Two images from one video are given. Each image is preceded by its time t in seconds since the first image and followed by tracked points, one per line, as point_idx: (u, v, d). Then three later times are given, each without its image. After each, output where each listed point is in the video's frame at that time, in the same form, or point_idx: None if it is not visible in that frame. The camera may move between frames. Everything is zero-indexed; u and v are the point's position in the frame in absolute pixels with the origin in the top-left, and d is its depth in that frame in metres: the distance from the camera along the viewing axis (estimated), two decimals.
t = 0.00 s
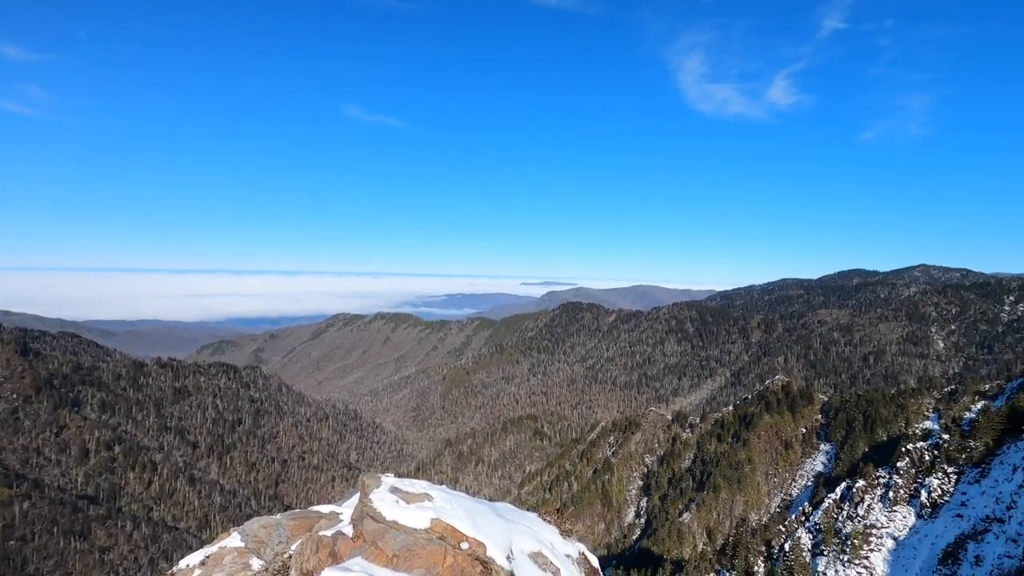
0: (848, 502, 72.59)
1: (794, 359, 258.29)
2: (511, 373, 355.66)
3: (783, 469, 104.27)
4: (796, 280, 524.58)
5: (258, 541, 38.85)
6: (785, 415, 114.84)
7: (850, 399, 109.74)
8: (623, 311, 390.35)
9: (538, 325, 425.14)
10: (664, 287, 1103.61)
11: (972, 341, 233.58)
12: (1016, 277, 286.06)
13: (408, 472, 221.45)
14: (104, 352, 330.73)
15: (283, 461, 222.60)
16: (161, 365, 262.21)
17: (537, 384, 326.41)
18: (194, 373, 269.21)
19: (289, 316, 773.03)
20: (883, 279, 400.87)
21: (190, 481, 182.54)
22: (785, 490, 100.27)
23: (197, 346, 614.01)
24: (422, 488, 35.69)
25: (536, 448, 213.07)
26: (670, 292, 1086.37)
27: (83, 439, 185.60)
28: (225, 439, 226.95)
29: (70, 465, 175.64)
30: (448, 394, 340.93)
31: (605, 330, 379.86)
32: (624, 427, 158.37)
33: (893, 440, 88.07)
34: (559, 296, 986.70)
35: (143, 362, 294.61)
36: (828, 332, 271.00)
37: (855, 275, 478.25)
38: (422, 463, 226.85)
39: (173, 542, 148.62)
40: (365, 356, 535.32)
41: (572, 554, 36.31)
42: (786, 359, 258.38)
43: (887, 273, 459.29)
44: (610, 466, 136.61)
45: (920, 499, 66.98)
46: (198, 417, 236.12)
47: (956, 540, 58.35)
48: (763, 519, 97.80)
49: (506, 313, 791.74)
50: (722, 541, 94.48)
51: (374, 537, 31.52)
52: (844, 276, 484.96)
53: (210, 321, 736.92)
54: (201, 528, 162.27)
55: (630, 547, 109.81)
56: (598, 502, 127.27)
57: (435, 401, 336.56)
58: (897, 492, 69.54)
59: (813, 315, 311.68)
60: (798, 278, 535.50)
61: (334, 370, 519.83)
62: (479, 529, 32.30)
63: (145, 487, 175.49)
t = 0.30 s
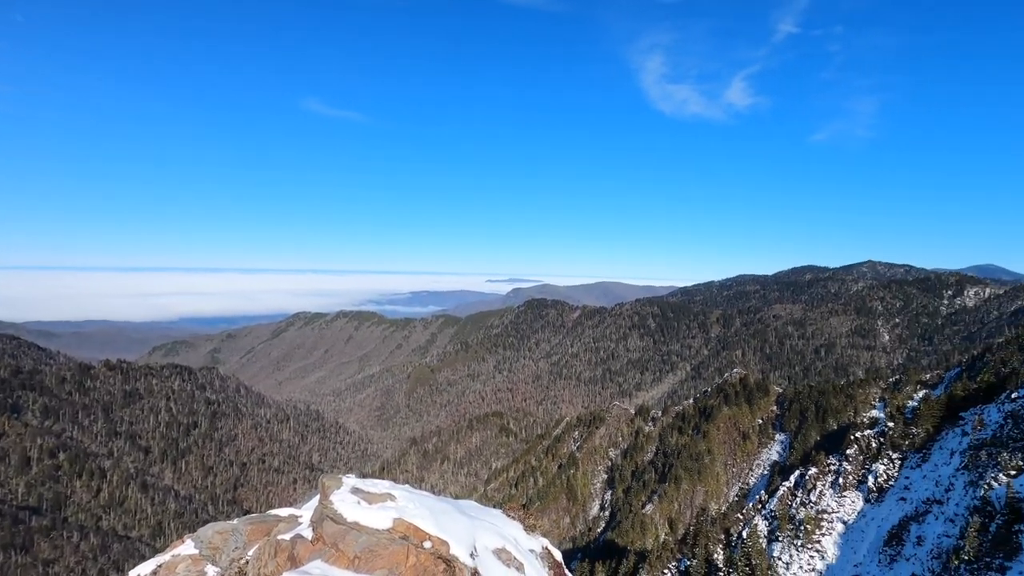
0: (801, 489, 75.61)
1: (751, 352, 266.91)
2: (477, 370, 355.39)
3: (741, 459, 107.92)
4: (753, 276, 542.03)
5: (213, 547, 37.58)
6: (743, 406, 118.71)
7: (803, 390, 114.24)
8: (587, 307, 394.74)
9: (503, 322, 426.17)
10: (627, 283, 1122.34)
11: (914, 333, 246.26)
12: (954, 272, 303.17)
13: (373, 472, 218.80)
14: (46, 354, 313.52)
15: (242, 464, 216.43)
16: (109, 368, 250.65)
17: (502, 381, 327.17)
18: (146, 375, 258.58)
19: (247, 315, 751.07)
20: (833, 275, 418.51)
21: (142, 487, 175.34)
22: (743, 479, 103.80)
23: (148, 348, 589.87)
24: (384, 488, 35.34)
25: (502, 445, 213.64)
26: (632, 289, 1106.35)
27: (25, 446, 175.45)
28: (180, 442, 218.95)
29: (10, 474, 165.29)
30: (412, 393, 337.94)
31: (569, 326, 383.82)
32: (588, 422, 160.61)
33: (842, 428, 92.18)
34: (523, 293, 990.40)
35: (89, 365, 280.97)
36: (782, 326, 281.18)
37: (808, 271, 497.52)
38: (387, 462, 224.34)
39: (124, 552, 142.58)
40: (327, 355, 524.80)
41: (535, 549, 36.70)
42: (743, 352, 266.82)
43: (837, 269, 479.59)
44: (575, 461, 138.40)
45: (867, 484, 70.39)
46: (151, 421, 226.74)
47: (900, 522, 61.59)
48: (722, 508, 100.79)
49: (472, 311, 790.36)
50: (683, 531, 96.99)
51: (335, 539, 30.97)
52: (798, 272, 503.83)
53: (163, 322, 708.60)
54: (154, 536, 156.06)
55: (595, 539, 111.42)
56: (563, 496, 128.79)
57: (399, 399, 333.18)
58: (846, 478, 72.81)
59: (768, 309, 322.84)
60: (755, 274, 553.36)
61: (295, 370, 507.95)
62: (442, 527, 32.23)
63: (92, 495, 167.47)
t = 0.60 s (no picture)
0: (759, 479, 78.26)
1: (711, 347, 274.00)
2: (443, 367, 353.42)
3: (702, 451, 110.78)
4: (714, 272, 556.10)
5: (165, 555, 36.08)
6: (704, 399, 122.03)
7: (761, 382, 118.13)
8: (552, 304, 397.49)
9: (470, 319, 425.07)
10: (592, 280, 1135.08)
11: (864, 326, 257.63)
12: (899, 267, 318.38)
13: (337, 473, 215.12)
14: None
15: (200, 469, 209.37)
16: (55, 371, 238.19)
17: (469, 378, 326.47)
18: (95, 379, 246.85)
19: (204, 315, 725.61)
20: (788, 271, 433.54)
21: (91, 496, 167.53)
22: (704, 470, 106.54)
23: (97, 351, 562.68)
24: (346, 488, 34.82)
25: (469, 442, 213.28)
26: (597, 286, 1120.13)
27: None
28: (132, 448, 209.87)
29: None
30: (377, 392, 333.46)
31: (536, 323, 385.78)
32: (555, 418, 162.06)
33: (797, 418, 95.76)
34: (490, 290, 989.50)
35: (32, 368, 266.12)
36: (741, 321, 289.66)
37: (765, 267, 513.78)
38: (352, 463, 220.91)
39: (73, 564, 135.95)
40: (289, 354, 512.38)
41: (500, 545, 36.83)
42: (704, 347, 273.71)
43: (792, 265, 497.16)
44: (542, 456, 139.39)
45: (820, 472, 73.33)
46: (100, 426, 216.52)
47: (851, 508, 64.39)
48: (684, 498, 103.19)
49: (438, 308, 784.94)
50: (647, 522, 98.96)
51: (294, 541, 30.27)
52: (756, 268, 519.67)
53: (113, 323, 677.37)
54: (105, 546, 149.25)
55: (561, 533, 112.50)
56: (530, 492, 129.59)
57: (364, 399, 328.37)
58: (801, 466, 75.71)
59: (728, 304, 331.93)
60: (715, 271, 567.92)
61: (255, 371, 494.00)
62: (405, 527, 32.00)
63: (37, 505, 158.88)
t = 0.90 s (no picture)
0: (721, 470, 80.46)
1: (675, 342, 279.82)
2: (410, 366, 350.40)
3: (667, 444, 113.20)
4: (677, 269, 568.25)
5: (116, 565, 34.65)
6: (668, 394, 124.74)
7: (722, 376, 121.50)
8: (520, 301, 398.94)
9: (437, 318, 422.48)
10: (558, 278, 1143.66)
11: (818, 321, 267.62)
12: (851, 264, 331.85)
13: (301, 475, 210.79)
14: None
15: (156, 475, 201.89)
16: None
17: (436, 376, 324.55)
18: (40, 383, 234.69)
19: (159, 316, 698.70)
20: (748, 268, 446.84)
21: (38, 506, 159.34)
22: (669, 463, 108.77)
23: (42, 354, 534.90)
24: (308, 490, 34.23)
25: (436, 441, 212.12)
26: (564, 283, 1129.99)
27: None
28: (82, 454, 200.52)
29: None
30: (343, 392, 327.99)
31: (503, 321, 386.33)
32: (523, 415, 162.92)
33: (757, 411, 98.77)
34: (457, 288, 985.38)
35: None
36: (703, 317, 296.93)
37: (726, 264, 528.10)
38: (317, 465, 216.82)
39: None
40: (250, 355, 498.64)
41: (466, 542, 36.88)
42: (668, 343, 279.33)
43: (751, 262, 512.64)
44: (510, 454, 139.82)
45: (779, 462, 75.92)
46: (47, 433, 206.02)
47: (807, 496, 66.86)
48: (649, 491, 105.07)
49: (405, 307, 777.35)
50: (613, 516, 100.43)
51: (254, 547, 29.54)
52: (717, 265, 533.56)
53: (60, 324, 645.14)
54: (54, 559, 142.26)
55: (530, 530, 113.11)
56: (498, 490, 129.83)
57: (329, 399, 322.62)
58: (760, 457, 78.25)
59: (691, 301, 339.48)
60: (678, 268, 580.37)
61: (214, 372, 478.84)
62: (370, 527, 31.71)
63: None
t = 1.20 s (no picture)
0: (687, 464, 82.33)
1: (642, 339, 284.33)
2: (378, 366, 346.22)
3: (634, 440, 115.20)
4: (643, 268, 577.62)
5: None
6: (635, 391, 127.00)
7: (687, 372, 124.40)
8: (489, 300, 398.70)
9: (405, 317, 418.67)
10: (527, 276, 1147.68)
11: (779, 317, 276.32)
12: (809, 262, 343.60)
13: (266, 480, 205.86)
14: None
15: (111, 483, 193.94)
16: None
17: (405, 376, 321.59)
18: None
19: (112, 317, 670.72)
20: (711, 266, 457.80)
21: None
22: (636, 458, 110.62)
23: None
24: (271, 494, 33.49)
25: (406, 442, 210.20)
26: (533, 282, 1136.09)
27: None
28: (30, 463, 190.82)
29: None
30: (309, 394, 321.64)
31: (472, 320, 385.63)
32: (492, 413, 163.06)
33: (720, 406, 101.38)
34: (425, 287, 977.94)
35: None
36: (669, 314, 302.76)
37: (691, 262, 539.81)
38: (282, 468, 212.07)
39: None
40: (211, 357, 483.64)
41: (434, 542, 36.72)
42: (635, 340, 283.68)
43: (715, 261, 525.29)
44: (480, 453, 139.66)
45: (742, 454, 78.15)
46: None
47: (769, 487, 68.94)
48: (618, 487, 106.58)
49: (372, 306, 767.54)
50: (582, 511, 101.58)
51: (213, 553, 28.61)
52: (682, 264, 545.04)
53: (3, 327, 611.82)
54: None
55: (500, 528, 113.22)
56: (468, 489, 129.46)
57: (294, 401, 315.81)
58: (724, 450, 80.36)
59: (657, 298, 345.83)
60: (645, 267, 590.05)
61: (173, 376, 462.71)
62: (335, 530, 31.20)
63: None
